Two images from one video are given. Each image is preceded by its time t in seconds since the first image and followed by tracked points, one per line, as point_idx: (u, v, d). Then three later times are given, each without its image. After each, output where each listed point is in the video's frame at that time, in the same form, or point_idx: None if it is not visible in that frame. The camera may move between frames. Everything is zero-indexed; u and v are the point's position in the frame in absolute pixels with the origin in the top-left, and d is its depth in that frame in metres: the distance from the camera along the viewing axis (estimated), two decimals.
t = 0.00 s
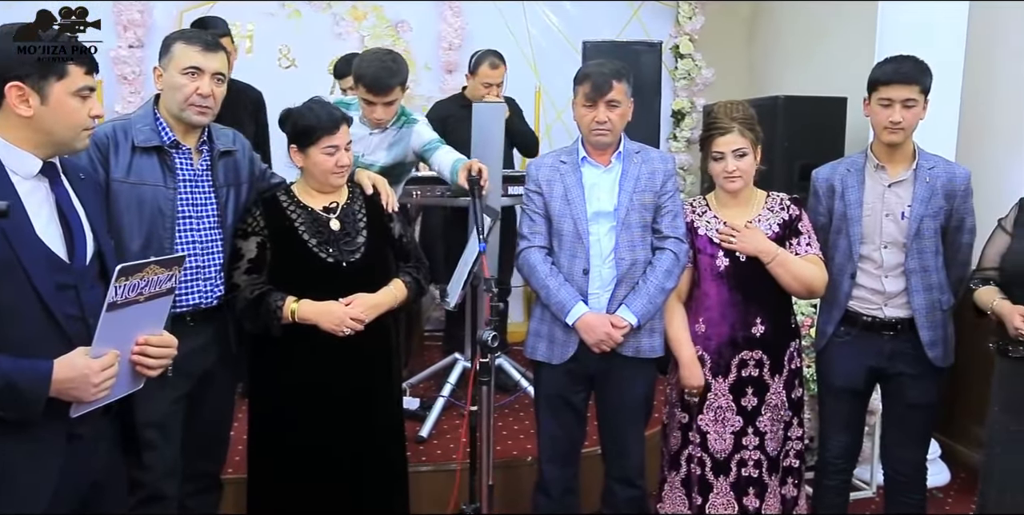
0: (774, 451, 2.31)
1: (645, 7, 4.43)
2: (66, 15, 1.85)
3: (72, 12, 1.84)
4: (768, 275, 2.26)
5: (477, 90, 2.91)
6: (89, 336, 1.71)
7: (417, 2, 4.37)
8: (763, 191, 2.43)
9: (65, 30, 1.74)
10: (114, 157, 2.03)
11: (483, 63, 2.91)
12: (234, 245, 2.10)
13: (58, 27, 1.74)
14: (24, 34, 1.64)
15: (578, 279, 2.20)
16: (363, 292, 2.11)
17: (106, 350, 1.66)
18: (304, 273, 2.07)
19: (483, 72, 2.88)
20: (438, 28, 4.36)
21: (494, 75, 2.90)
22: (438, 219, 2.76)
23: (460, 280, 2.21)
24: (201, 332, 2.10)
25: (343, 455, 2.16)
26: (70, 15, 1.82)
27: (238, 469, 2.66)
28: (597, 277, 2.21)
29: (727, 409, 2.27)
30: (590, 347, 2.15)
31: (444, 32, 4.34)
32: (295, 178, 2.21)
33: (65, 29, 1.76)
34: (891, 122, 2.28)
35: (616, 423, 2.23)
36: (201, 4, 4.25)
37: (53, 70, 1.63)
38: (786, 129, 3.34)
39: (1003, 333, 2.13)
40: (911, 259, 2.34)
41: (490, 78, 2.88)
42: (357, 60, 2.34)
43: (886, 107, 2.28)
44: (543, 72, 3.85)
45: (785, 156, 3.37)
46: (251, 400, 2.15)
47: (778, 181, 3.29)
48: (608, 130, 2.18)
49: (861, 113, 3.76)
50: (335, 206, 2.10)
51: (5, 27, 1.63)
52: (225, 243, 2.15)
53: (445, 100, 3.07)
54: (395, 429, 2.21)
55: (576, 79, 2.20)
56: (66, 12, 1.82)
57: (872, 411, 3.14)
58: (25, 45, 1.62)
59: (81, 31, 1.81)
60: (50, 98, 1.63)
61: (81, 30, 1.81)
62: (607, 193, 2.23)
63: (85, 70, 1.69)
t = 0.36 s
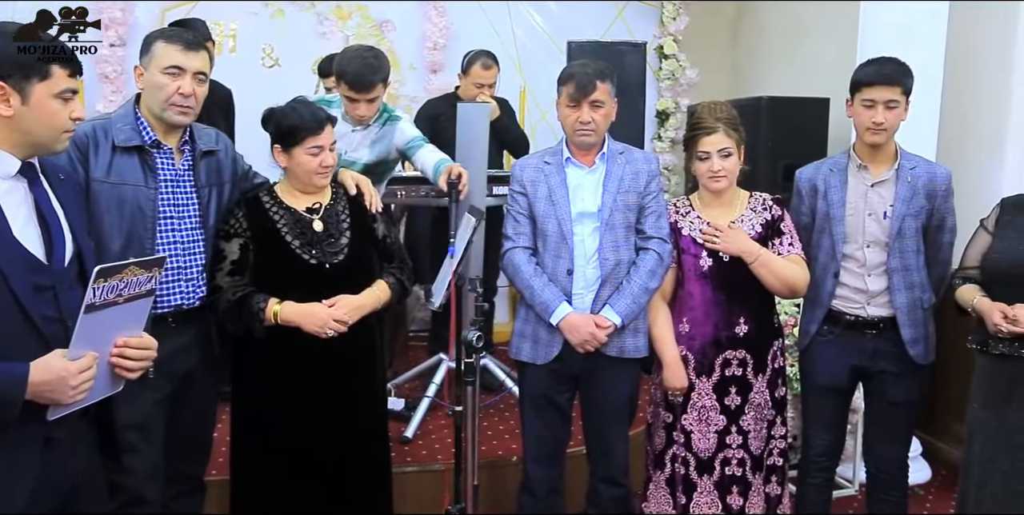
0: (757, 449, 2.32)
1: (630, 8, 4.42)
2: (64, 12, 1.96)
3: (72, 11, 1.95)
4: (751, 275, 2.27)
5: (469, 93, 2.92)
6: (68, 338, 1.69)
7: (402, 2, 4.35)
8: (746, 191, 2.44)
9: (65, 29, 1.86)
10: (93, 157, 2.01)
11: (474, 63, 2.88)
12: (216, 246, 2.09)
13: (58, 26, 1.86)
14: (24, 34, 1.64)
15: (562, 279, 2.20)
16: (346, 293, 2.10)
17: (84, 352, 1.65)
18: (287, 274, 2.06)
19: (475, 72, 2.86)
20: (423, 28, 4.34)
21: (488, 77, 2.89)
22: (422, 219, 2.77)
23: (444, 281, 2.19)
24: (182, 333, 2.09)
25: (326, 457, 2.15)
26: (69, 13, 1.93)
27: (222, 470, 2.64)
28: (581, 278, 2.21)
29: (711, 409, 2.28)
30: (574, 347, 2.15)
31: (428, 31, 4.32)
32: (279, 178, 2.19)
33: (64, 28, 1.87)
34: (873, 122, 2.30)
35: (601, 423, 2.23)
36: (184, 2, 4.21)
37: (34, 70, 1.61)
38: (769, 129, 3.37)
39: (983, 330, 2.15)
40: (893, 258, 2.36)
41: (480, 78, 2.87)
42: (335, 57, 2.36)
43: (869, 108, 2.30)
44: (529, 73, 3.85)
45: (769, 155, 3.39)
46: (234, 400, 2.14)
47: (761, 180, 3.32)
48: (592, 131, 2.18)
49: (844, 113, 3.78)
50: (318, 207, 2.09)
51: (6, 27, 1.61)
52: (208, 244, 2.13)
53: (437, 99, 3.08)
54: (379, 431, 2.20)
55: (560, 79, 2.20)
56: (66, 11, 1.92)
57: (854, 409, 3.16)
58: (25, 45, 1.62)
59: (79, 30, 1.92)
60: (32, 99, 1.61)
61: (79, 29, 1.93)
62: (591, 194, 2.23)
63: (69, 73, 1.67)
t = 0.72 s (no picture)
0: (742, 447, 2.32)
1: (614, 8, 4.47)
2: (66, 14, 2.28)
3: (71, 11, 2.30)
4: (735, 274, 2.27)
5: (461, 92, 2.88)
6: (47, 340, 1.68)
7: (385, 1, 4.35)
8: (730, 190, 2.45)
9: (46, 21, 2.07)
10: (73, 156, 1.98)
11: (462, 60, 2.87)
12: (199, 246, 2.07)
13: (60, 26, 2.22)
14: (23, 35, 1.67)
15: (547, 279, 2.20)
16: (331, 294, 2.09)
17: (62, 354, 1.64)
18: (270, 275, 2.05)
19: (462, 69, 2.84)
20: (409, 27, 4.32)
21: (476, 73, 2.86)
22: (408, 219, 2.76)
23: (429, 280, 2.18)
24: (164, 335, 2.07)
25: (309, 460, 2.14)
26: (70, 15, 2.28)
27: (205, 473, 2.63)
28: (566, 278, 2.21)
29: (695, 407, 2.29)
30: (559, 347, 2.15)
31: (414, 31, 4.30)
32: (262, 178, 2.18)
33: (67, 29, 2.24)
34: (857, 123, 2.31)
35: (586, 423, 2.24)
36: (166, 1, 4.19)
37: (13, 70, 1.60)
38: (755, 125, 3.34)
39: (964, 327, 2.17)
40: (876, 256, 2.37)
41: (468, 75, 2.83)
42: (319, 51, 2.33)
43: (853, 108, 2.31)
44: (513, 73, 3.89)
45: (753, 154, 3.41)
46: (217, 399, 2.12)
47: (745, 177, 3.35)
48: (577, 130, 2.18)
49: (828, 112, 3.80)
50: (302, 207, 2.08)
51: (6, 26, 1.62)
52: (190, 244, 2.12)
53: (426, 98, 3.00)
54: (363, 434, 2.19)
55: (545, 78, 2.20)
56: (67, 12, 2.27)
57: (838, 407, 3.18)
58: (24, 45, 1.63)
59: (79, 30, 2.28)
60: (9, 100, 1.59)
61: (79, 30, 2.29)
62: (576, 194, 2.23)
63: (49, 74, 1.65)
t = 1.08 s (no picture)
0: (724, 445, 2.34)
1: (596, 8, 4.53)
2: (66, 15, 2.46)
3: (72, 12, 2.48)
4: (717, 273, 2.29)
5: (446, 86, 2.88)
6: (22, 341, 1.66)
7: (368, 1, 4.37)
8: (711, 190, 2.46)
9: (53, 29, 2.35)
10: (50, 156, 1.95)
11: (446, 53, 2.88)
12: (179, 248, 2.06)
13: (58, 26, 2.41)
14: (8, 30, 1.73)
15: (530, 279, 2.20)
16: (313, 295, 2.08)
17: (41, 356, 1.63)
18: (252, 276, 2.04)
19: (446, 60, 2.85)
20: (390, 26, 4.32)
21: (460, 64, 2.86)
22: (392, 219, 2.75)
23: (412, 279, 2.17)
24: (144, 336, 2.05)
25: (291, 462, 2.13)
26: (71, 14, 2.47)
27: (187, 475, 2.61)
28: (548, 278, 2.21)
29: (678, 406, 2.30)
30: (542, 347, 2.16)
31: (397, 30, 4.28)
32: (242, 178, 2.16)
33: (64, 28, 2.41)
34: (836, 123, 2.34)
35: (569, 422, 2.24)
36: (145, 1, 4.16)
37: None
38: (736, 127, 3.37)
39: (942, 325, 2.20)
40: (857, 255, 2.39)
41: (453, 66, 2.84)
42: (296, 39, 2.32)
43: (833, 107, 2.33)
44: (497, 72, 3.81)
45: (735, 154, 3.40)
46: (197, 401, 2.11)
47: (726, 175, 3.38)
48: (559, 130, 2.18)
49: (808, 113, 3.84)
50: (284, 207, 2.06)
51: None
52: (170, 245, 2.10)
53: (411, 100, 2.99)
54: (345, 436, 2.18)
55: (527, 78, 2.21)
56: (67, 12, 2.46)
57: (819, 405, 3.21)
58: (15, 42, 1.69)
59: (78, 30, 2.43)
60: None
61: (80, 30, 2.45)
62: (558, 194, 2.24)
63: (21, 73, 1.64)
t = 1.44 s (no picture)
0: (710, 444, 2.34)
1: (581, 8, 4.50)
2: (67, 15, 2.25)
3: (73, 11, 2.26)
4: (702, 272, 2.30)
5: (435, 82, 2.90)
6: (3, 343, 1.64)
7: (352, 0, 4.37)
8: (696, 190, 2.47)
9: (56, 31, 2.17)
10: (32, 156, 1.92)
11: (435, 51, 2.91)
12: (164, 248, 2.04)
13: (59, 26, 2.22)
14: None
15: (517, 279, 2.20)
16: (299, 295, 2.07)
17: (24, 357, 1.64)
18: (237, 277, 2.03)
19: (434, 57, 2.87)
20: (376, 26, 4.34)
21: (448, 61, 2.88)
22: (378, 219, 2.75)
23: (398, 280, 2.16)
24: (128, 337, 2.04)
25: (278, 462, 2.12)
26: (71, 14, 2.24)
27: (171, 477, 2.60)
28: (535, 278, 2.22)
29: (664, 405, 2.31)
30: (529, 346, 2.16)
31: (381, 30, 4.30)
32: (227, 178, 2.15)
33: (63, 27, 2.20)
34: (819, 121, 2.35)
35: (556, 422, 2.24)
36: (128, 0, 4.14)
37: None
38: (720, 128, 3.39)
39: (925, 324, 2.22)
40: (840, 255, 2.41)
41: (441, 62, 2.86)
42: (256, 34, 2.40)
43: (816, 106, 2.34)
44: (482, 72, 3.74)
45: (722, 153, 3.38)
46: (182, 402, 2.09)
47: (712, 175, 3.35)
48: (545, 130, 2.18)
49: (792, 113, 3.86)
50: (270, 207, 2.06)
51: None
52: (155, 245, 2.09)
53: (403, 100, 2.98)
54: (332, 436, 2.19)
55: (513, 78, 2.21)
56: (68, 12, 2.24)
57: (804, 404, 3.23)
58: None
59: (77, 30, 2.19)
60: None
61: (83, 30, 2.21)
62: (544, 194, 2.24)
63: None
